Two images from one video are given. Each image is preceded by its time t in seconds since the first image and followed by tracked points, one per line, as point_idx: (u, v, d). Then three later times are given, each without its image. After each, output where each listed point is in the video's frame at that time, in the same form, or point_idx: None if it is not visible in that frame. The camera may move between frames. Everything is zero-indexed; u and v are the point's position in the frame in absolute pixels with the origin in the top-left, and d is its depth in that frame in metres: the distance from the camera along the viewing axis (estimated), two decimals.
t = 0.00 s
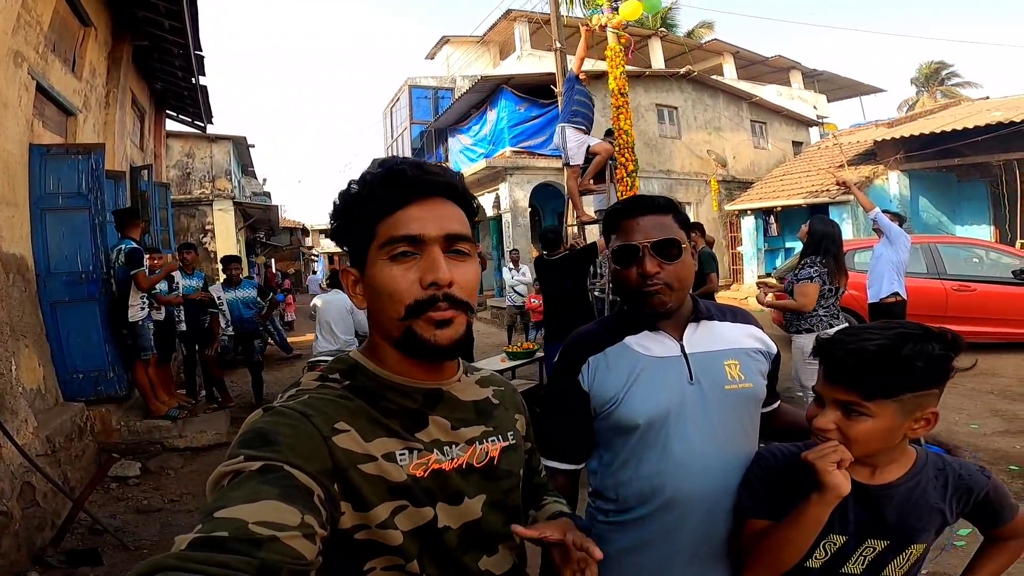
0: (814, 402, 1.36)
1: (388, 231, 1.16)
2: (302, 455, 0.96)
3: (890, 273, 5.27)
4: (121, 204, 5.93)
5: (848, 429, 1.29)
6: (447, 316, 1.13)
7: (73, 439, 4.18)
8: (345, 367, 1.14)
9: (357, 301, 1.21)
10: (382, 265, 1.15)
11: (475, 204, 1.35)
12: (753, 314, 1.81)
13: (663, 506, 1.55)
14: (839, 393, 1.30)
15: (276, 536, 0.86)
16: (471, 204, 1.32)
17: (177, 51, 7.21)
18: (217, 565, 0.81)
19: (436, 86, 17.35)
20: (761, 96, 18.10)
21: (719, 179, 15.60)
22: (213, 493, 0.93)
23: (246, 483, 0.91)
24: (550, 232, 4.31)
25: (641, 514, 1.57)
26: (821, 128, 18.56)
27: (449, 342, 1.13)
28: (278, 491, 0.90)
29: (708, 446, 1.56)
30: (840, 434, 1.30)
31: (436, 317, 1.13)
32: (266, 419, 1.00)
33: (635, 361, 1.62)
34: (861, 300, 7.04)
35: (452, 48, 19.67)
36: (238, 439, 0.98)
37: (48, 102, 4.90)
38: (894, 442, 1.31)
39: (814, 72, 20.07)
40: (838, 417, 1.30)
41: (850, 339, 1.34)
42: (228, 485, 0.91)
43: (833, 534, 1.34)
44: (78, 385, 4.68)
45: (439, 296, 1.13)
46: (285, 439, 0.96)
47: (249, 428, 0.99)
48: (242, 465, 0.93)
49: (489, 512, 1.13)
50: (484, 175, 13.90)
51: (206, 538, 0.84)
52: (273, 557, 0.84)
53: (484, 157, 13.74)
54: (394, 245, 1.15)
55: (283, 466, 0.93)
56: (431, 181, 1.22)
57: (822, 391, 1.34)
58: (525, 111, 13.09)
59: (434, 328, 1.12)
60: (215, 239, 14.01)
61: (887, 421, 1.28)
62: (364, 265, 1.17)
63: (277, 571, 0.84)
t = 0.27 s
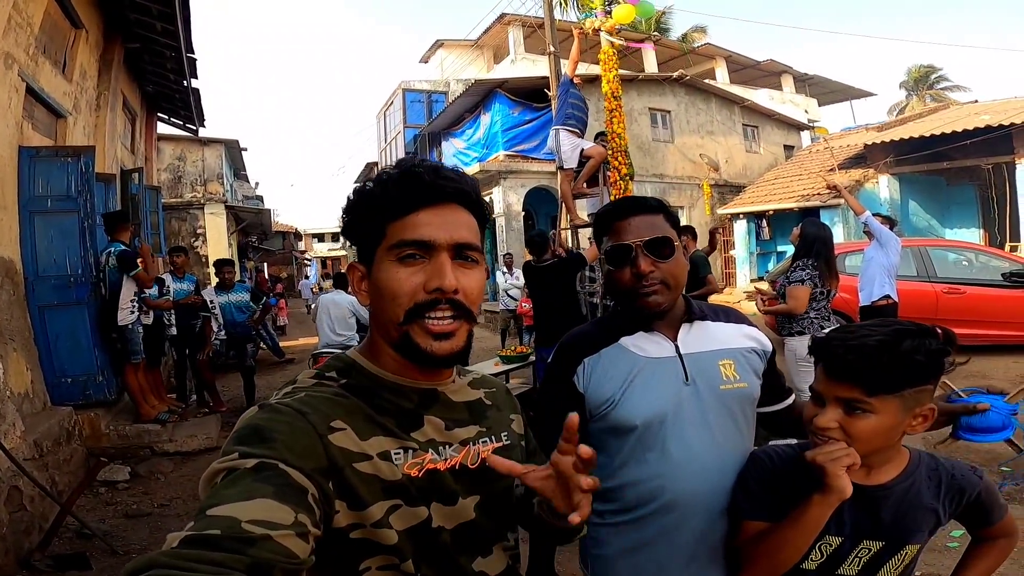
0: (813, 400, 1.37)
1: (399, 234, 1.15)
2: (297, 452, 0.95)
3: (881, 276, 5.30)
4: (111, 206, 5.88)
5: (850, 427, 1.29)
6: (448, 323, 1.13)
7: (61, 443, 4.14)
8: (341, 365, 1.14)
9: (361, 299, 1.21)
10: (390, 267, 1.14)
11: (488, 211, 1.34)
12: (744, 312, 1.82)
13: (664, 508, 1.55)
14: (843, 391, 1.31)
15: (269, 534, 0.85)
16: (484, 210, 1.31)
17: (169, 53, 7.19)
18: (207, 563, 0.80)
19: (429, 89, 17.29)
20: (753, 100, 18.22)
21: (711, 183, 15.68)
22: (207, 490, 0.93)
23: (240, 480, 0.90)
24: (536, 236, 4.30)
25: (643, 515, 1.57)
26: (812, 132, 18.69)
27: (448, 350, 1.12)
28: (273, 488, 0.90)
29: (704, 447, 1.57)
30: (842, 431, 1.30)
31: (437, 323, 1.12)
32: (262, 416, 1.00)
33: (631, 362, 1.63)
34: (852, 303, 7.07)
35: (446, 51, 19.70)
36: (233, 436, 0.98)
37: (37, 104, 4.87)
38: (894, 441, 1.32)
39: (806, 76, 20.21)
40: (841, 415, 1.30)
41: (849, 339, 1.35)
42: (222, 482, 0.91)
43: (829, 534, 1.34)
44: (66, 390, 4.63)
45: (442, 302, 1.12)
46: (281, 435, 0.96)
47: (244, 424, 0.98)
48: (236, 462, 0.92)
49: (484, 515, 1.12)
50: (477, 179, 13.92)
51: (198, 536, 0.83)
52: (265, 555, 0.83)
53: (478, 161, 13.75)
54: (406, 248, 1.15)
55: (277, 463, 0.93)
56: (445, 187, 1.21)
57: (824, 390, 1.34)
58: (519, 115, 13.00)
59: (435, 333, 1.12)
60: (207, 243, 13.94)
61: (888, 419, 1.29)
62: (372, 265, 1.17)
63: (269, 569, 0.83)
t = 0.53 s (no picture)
0: (812, 400, 1.38)
1: (399, 236, 1.15)
2: (295, 455, 0.95)
3: (873, 275, 5.32)
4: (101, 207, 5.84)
5: (851, 427, 1.30)
6: (448, 325, 1.13)
7: (52, 445, 4.10)
8: (339, 367, 1.13)
9: (359, 300, 1.21)
10: (388, 269, 1.14)
11: (486, 210, 1.34)
12: (740, 310, 1.84)
13: (665, 505, 1.58)
14: (842, 390, 1.32)
15: (267, 538, 0.85)
16: (483, 210, 1.31)
17: (161, 53, 7.14)
18: (204, 567, 0.80)
19: (423, 90, 17.22)
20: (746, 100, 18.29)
21: (705, 183, 15.73)
22: (204, 493, 0.92)
23: (237, 483, 0.90)
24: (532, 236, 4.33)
25: (646, 511, 1.60)
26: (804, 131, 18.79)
27: (447, 352, 1.12)
28: (270, 492, 0.89)
29: (702, 445, 1.60)
30: (842, 431, 1.31)
31: (436, 325, 1.12)
32: (260, 417, 0.99)
33: (628, 362, 1.65)
34: (845, 302, 7.11)
35: (439, 51, 19.67)
36: (231, 438, 0.97)
37: (28, 104, 4.83)
38: (892, 439, 1.33)
39: (798, 76, 20.31)
40: (841, 415, 1.32)
41: (846, 338, 1.37)
42: (219, 485, 0.90)
43: (827, 533, 1.34)
44: (57, 392, 4.59)
45: (441, 303, 1.12)
46: (279, 437, 0.95)
47: (242, 426, 0.97)
48: (233, 464, 0.91)
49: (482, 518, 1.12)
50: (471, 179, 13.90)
51: (194, 539, 0.83)
52: (262, 558, 0.83)
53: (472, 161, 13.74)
54: (405, 250, 1.14)
55: (275, 465, 0.92)
56: (444, 188, 1.20)
57: (823, 389, 1.35)
58: (513, 115, 13.04)
59: (434, 335, 1.12)
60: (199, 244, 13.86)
61: (887, 417, 1.31)
62: (371, 266, 1.16)
63: (265, 571, 0.83)
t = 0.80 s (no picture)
0: (815, 399, 1.40)
1: (386, 237, 1.16)
2: (298, 453, 0.95)
3: (863, 276, 5.37)
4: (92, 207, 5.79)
5: (856, 424, 1.33)
6: (438, 323, 1.13)
7: (42, 447, 4.07)
8: (345, 367, 1.14)
9: (357, 302, 1.23)
10: (380, 270, 1.15)
11: (480, 205, 1.34)
12: (744, 310, 1.85)
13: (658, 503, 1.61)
14: (847, 388, 1.34)
15: (271, 537, 0.85)
16: (475, 204, 1.31)
17: (154, 53, 7.11)
18: (208, 566, 0.80)
19: (417, 90, 17.16)
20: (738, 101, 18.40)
21: (697, 184, 15.82)
22: (208, 492, 0.92)
23: (241, 482, 0.90)
24: (532, 236, 4.34)
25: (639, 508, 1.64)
26: (795, 133, 18.93)
27: (440, 350, 1.12)
28: (274, 491, 0.90)
29: (698, 443, 1.63)
30: (848, 429, 1.33)
31: (428, 322, 1.12)
32: (264, 417, 0.99)
33: (625, 359, 1.68)
34: (835, 302, 7.19)
35: (433, 52, 19.64)
36: (235, 437, 0.97)
37: (19, 103, 4.79)
38: (892, 437, 1.36)
39: (789, 78, 20.46)
40: (846, 413, 1.34)
41: (848, 337, 1.39)
42: (224, 484, 0.90)
43: (826, 529, 1.37)
44: (46, 393, 4.55)
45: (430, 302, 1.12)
46: (282, 438, 0.96)
47: (246, 425, 0.98)
48: (238, 463, 0.92)
49: (487, 518, 1.13)
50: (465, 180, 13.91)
51: (198, 538, 0.83)
52: (266, 557, 0.84)
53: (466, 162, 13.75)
54: (393, 250, 1.15)
55: (279, 465, 0.93)
56: (429, 184, 1.20)
57: (827, 388, 1.37)
58: (507, 116, 13.09)
59: (427, 331, 1.11)
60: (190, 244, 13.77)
61: (891, 415, 1.34)
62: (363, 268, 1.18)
63: (269, 570, 0.83)
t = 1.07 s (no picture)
0: (820, 403, 1.41)
1: (399, 239, 1.16)
2: (305, 454, 0.96)
3: (856, 280, 5.41)
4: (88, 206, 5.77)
5: (862, 429, 1.35)
6: (449, 327, 1.15)
7: (35, 446, 4.05)
8: (348, 368, 1.15)
9: (363, 303, 1.23)
10: (391, 272, 1.15)
11: (486, 208, 1.35)
12: (750, 313, 1.86)
13: (656, 505, 1.63)
14: (853, 393, 1.36)
15: (279, 537, 0.86)
16: (482, 207, 1.32)
17: (152, 51, 7.09)
18: (217, 567, 0.81)
19: (415, 91, 16.94)
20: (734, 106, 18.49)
21: (692, 188, 15.88)
22: (215, 493, 0.93)
23: (249, 483, 0.91)
24: (533, 239, 4.33)
25: (637, 510, 1.66)
26: (790, 138, 19.03)
27: (450, 354, 1.13)
28: (281, 492, 0.90)
29: (700, 446, 1.65)
30: (853, 434, 1.35)
31: (437, 326, 1.14)
32: (270, 419, 1.00)
33: (629, 362, 1.70)
34: (828, 307, 7.23)
35: (431, 53, 19.62)
36: (242, 438, 0.98)
37: (17, 101, 4.78)
38: (894, 441, 1.38)
39: (785, 83, 20.56)
40: (852, 418, 1.36)
41: (858, 343, 1.40)
42: (231, 485, 0.91)
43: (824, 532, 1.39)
44: (39, 392, 4.55)
45: (441, 306, 1.14)
46: (289, 438, 0.96)
47: (253, 427, 0.98)
48: (245, 464, 0.92)
49: (490, 517, 1.14)
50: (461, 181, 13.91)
51: (207, 539, 0.84)
52: (273, 557, 0.84)
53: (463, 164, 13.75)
54: (405, 252, 1.16)
55: (286, 466, 0.93)
56: (443, 189, 1.21)
57: (833, 393, 1.38)
58: (504, 118, 13.13)
59: (437, 336, 1.13)
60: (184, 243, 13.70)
61: (896, 420, 1.36)
62: (372, 269, 1.18)
63: (277, 570, 0.84)
